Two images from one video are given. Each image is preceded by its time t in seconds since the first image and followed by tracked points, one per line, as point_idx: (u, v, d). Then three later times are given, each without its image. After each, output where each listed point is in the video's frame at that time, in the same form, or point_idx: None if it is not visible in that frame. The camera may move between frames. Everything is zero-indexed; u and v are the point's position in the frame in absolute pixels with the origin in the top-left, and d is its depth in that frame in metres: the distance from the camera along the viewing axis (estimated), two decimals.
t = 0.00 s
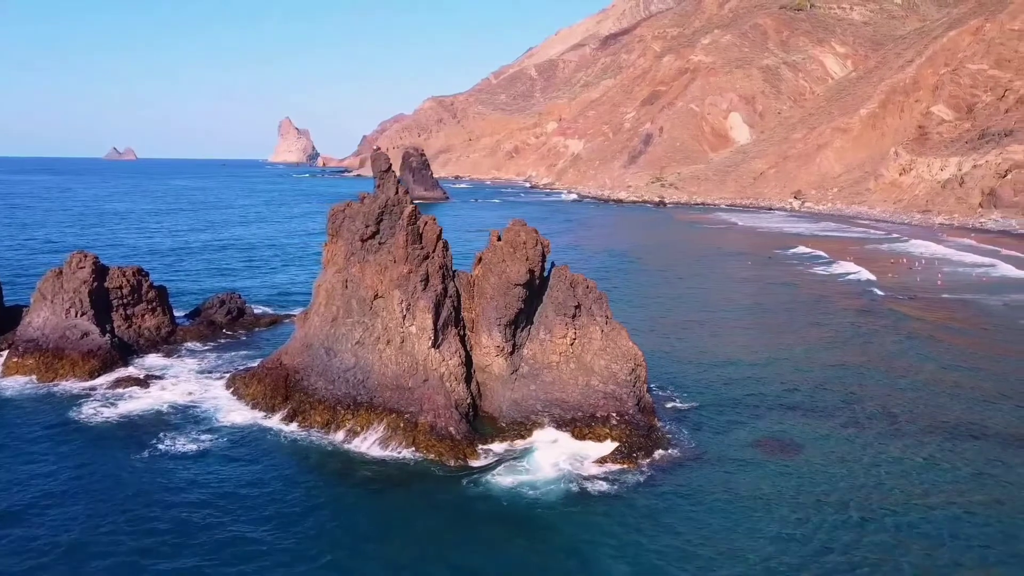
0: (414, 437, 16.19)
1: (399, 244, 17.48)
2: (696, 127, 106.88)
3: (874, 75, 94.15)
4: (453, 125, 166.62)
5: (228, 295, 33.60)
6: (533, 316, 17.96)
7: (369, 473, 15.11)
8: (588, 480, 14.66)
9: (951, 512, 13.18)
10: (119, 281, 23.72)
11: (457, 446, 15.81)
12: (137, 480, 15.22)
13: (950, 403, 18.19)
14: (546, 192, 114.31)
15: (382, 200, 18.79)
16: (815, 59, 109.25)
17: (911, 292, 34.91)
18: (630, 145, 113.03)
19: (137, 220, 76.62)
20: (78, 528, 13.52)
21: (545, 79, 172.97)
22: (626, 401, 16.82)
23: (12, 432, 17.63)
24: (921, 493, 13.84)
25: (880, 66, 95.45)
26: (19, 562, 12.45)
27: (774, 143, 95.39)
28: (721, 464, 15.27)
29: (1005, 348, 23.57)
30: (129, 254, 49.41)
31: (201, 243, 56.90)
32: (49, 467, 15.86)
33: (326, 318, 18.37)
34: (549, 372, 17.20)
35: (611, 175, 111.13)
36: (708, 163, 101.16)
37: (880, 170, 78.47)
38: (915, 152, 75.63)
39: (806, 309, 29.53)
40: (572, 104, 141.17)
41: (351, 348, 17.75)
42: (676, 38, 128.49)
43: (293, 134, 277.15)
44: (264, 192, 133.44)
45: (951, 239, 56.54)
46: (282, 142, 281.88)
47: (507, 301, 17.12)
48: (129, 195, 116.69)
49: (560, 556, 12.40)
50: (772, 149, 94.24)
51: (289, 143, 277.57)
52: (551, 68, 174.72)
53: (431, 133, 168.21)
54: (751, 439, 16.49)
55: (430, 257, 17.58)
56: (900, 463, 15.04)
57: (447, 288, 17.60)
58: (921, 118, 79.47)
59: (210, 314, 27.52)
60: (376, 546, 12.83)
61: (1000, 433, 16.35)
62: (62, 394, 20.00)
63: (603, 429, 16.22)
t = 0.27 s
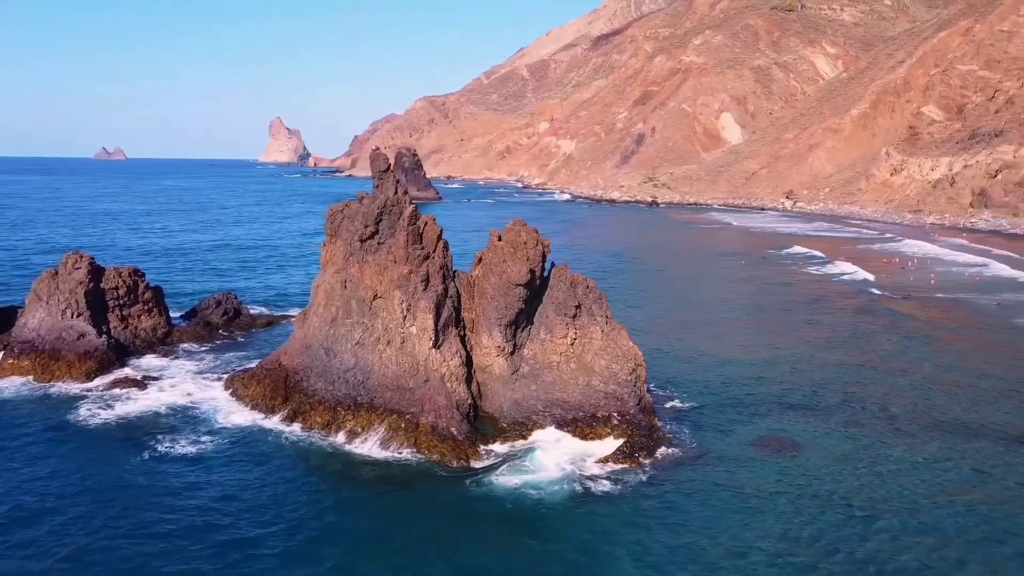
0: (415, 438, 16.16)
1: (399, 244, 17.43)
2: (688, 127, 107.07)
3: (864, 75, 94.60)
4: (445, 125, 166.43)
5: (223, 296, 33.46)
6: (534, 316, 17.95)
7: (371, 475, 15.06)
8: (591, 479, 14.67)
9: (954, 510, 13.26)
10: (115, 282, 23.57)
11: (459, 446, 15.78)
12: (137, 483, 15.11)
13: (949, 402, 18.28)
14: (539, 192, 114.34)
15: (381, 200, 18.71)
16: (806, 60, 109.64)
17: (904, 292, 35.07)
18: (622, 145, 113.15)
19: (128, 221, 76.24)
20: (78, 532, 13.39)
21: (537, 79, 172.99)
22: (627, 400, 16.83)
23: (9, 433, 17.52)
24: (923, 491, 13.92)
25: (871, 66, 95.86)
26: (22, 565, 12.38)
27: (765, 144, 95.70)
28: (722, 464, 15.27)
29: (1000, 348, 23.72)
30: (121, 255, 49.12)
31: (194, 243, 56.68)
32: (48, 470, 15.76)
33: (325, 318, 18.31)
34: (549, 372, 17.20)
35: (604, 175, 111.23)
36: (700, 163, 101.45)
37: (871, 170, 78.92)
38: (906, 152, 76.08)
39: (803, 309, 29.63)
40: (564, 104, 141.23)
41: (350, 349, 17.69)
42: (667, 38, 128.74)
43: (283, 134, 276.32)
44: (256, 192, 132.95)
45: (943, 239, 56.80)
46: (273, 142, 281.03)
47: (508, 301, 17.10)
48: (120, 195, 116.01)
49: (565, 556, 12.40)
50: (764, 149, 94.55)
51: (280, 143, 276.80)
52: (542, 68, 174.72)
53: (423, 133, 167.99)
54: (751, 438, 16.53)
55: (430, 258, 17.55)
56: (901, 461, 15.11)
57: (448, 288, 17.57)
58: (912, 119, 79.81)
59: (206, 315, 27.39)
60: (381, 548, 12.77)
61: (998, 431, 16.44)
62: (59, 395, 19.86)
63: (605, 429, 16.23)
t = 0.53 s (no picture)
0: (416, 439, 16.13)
1: (400, 245, 17.41)
2: (680, 127, 107.32)
3: (855, 76, 95.05)
4: (437, 125, 166.23)
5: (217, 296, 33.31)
6: (534, 316, 17.94)
7: (372, 476, 15.02)
8: (593, 479, 14.69)
9: (956, 508, 13.32)
10: (111, 282, 23.41)
11: (461, 447, 15.75)
12: (138, 486, 15.00)
13: (947, 401, 18.39)
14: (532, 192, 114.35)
15: (381, 200, 18.64)
16: (797, 60, 110.11)
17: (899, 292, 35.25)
18: (614, 145, 113.30)
19: (119, 221, 75.80)
20: (78, 536, 13.27)
21: (528, 79, 173.15)
22: (628, 401, 16.86)
23: (6, 435, 17.39)
24: (926, 490, 13.97)
25: (861, 67, 96.32)
26: (24, 569, 12.29)
27: (757, 144, 96.03)
28: (725, 464, 15.28)
29: (997, 347, 23.87)
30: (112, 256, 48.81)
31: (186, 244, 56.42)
32: (47, 472, 15.65)
33: (324, 319, 18.24)
34: (550, 372, 17.21)
35: (596, 175, 111.37)
36: (692, 164, 101.69)
37: (862, 171, 79.36)
38: (897, 153, 76.50)
39: (800, 309, 29.73)
40: (556, 104, 141.34)
41: (350, 350, 17.64)
42: (659, 39, 129.07)
43: (274, 134, 275.59)
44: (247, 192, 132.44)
45: (936, 239, 57.07)
46: (263, 142, 280.09)
47: (509, 301, 17.09)
48: (110, 196, 115.36)
49: (571, 556, 12.38)
50: (755, 149, 94.88)
51: (270, 143, 275.98)
52: (534, 68, 174.86)
53: (415, 133, 167.79)
54: (752, 437, 16.59)
55: (430, 258, 17.53)
56: (901, 460, 15.18)
57: (448, 289, 17.57)
58: (902, 119, 80.23)
59: (203, 315, 27.24)
60: (385, 550, 12.72)
61: (997, 430, 16.52)
62: (56, 397, 19.74)
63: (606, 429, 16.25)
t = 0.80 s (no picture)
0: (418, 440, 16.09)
1: (400, 245, 17.37)
2: (672, 127, 107.56)
3: (845, 77, 95.50)
4: (428, 125, 166.04)
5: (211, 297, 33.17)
6: (534, 316, 17.94)
7: (374, 477, 14.97)
8: (596, 479, 14.69)
9: (956, 506, 13.42)
10: (106, 283, 23.26)
11: (463, 447, 15.72)
12: (138, 489, 14.91)
13: (945, 401, 18.48)
14: (524, 192, 114.33)
15: (380, 200, 18.57)
16: (788, 61, 110.56)
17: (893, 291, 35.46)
18: (606, 145, 113.46)
19: (109, 222, 75.39)
20: (79, 540, 13.16)
21: (520, 79, 173.18)
22: (629, 401, 16.90)
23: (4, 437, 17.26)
24: (927, 489, 14.05)
25: (852, 68, 96.78)
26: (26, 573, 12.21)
27: (749, 144, 96.34)
28: (727, 464, 15.29)
29: (992, 346, 24.02)
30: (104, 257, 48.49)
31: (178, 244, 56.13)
32: (46, 475, 15.53)
33: (323, 320, 18.19)
34: (550, 372, 17.20)
35: (588, 175, 111.47)
36: (684, 164, 101.90)
37: (853, 171, 79.73)
38: (888, 153, 76.94)
39: (795, 309, 29.89)
40: (547, 104, 141.38)
41: (350, 350, 17.59)
42: (650, 39, 129.37)
43: (265, 134, 274.69)
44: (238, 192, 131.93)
45: (928, 238, 57.36)
46: (254, 142, 279.18)
47: (509, 301, 17.07)
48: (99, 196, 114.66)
49: (576, 556, 12.40)
50: (747, 149, 95.18)
51: (261, 143, 275.06)
52: (525, 68, 174.88)
53: (406, 133, 167.51)
54: (753, 436, 16.64)
55: (430, 259, 17.49)
56: (901, 459, 15.27)
57: (449, 289, 17.54)
58: (892, 120, 80.67)
59: (199, 316, 27.11)
60: (388, 551, 12.67)
61: (995, 429, 16.64)
62: (53, 398, 19.61)
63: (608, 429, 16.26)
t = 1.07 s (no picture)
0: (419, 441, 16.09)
1: (400, 246, 17.32)
2: (663, 127, 107.78)
3: (836, 77, 95.93)
4: (419, 125, 165.79)
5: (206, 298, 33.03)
6: (534, 316, 17.93)
7: (375, 479, 14.91)
8: (600, 479, 14.68)
9: (958, 503, 13.48)
10: (102, 284, 23.10)
11: (465, 448, 15.70)
12: (138, 492, 14.81)
13: (944, 399, 18.59)
14: (516, 193, 114.30)
15: (378, 200, 18.49)
16: (778, 61, 111.02)
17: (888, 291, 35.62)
18: (598, 145, 113.59)
19: (100, 223, 74.94)
20: (81, 544, 13.07)
21: (511, 79, 173.19)
22: (630, 400, 16.93)
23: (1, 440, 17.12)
24: (928, 486, 14.12)
25: (842, 68, 97.23)
26: None
27: (740, 144, 96.66)
28: (730, 464, 15.30)
29: (988, 346, 24.15)
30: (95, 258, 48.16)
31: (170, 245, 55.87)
32: (44, 478, 15.41)
33: (322, 320, 18.12)
34: (551, 373, 17.19)
35: (580, 175, 111.56)
36: (676, 164, 102.12)
37: (844, 171, 80.10)
38: (878, 153, 77.37)
39: (790, 308, 30.08)
40: (539, 104, 141.44)
41: (349, 351, 17.54)
42: (641, 40, 129.69)
43: (255, 134, 273.74)
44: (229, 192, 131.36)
45: (919, 238, 57.65)
46: (244, 142, 278.08)
47: (510, 301, 17.04)
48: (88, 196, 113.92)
49: (581, 556, 12.39)
50: (738, 149, 95.49)
51: (251, 143, 274.09)
52: (516, 68, 174.89)
53: (397, 133, 167.20)
54: (753, 436, 16.68)
55: (430, 259, 17.45)
56: (902, 457, 15.34)
57: (449, 290, 17.51)
58: (883, 120, 81.10)
59: (194, 317, 26.97)
60: (392, 554, 12.64)
61: (994, 428, 16.74)
62: (50, 400, 19.48)
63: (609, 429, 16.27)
